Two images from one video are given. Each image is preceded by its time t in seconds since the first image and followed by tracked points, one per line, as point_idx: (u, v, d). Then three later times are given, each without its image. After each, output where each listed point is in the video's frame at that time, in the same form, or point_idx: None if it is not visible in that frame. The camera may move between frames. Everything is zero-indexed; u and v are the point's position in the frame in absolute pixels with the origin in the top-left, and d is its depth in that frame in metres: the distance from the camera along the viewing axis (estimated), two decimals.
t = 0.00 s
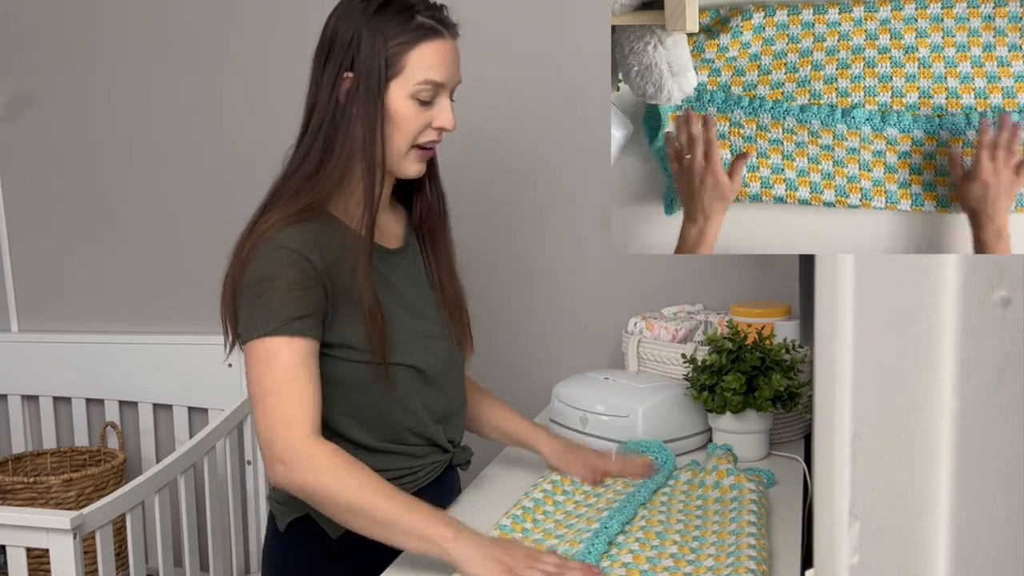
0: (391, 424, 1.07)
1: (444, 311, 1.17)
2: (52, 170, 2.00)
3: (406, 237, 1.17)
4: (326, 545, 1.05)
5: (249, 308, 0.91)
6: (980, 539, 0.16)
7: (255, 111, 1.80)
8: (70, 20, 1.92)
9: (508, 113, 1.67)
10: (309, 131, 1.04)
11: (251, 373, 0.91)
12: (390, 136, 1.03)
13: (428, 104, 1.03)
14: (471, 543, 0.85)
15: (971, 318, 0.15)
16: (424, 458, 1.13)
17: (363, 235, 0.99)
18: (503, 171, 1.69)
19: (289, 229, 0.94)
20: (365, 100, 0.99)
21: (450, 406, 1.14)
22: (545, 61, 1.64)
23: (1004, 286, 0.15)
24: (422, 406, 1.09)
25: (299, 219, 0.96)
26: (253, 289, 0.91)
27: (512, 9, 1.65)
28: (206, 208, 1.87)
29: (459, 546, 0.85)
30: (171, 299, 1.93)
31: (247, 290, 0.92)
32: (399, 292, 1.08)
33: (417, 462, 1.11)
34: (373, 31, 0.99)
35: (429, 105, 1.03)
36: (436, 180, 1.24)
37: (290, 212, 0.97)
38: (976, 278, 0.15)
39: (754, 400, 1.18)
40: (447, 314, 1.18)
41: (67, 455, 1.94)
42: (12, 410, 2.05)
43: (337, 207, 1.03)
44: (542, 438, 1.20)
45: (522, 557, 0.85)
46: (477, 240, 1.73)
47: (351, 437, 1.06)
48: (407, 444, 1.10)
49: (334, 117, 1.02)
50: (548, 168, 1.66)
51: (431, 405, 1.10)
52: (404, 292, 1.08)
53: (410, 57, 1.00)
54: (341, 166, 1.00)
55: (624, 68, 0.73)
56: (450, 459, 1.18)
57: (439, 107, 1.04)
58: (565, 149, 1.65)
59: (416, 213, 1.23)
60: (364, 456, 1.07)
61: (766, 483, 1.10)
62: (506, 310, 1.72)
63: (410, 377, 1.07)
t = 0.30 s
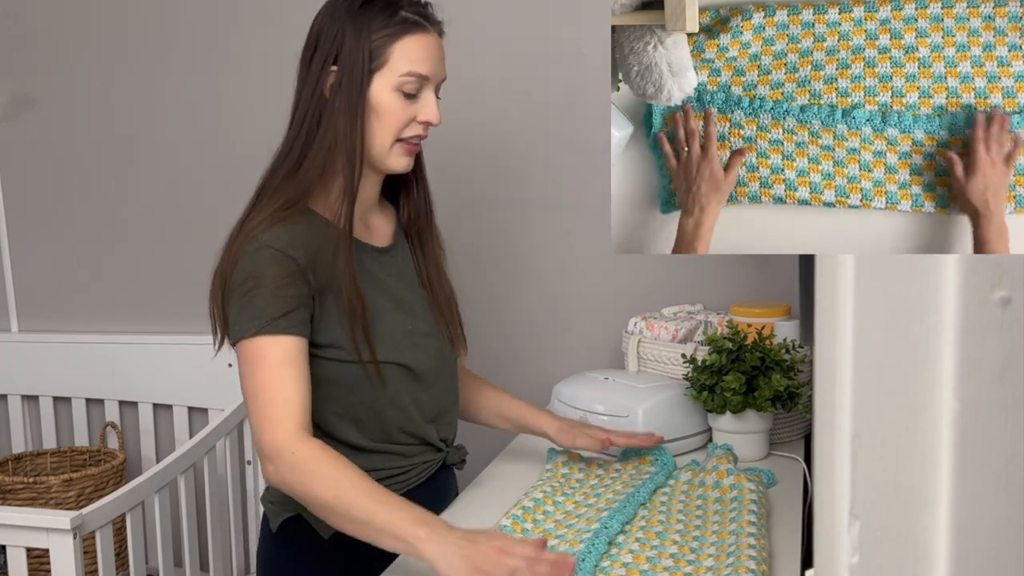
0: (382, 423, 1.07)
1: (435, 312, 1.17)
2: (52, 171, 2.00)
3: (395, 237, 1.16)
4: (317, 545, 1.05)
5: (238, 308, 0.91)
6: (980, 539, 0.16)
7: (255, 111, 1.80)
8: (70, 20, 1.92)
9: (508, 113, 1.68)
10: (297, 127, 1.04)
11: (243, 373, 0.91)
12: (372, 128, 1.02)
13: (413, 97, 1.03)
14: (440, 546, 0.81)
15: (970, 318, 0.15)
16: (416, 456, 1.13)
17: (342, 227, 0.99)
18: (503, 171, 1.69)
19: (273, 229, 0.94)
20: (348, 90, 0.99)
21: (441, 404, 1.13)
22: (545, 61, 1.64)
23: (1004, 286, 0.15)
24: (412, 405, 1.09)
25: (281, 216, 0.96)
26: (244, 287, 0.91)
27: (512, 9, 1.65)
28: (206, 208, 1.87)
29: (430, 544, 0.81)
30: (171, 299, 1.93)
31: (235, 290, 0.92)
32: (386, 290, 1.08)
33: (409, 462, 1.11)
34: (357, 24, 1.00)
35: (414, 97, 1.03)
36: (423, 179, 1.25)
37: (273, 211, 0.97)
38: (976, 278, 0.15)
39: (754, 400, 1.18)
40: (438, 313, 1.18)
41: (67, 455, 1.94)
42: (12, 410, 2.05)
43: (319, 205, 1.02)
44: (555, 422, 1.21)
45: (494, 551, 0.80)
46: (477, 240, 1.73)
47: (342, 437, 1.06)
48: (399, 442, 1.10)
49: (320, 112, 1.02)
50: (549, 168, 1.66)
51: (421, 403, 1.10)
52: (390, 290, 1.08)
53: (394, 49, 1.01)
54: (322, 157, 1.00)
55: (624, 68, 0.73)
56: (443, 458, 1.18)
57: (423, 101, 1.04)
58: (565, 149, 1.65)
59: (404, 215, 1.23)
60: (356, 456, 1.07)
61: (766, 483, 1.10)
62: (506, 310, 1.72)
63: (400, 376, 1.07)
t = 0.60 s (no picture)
0: (380, 425, 1.08)
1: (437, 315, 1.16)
2: (52, 170, 2.00)
3: (393, 240, 1.15)
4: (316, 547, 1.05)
5: (237, 306, 0.91)
6: (980, 539, 0.16)
7: (255, 111, 1.80)
8: (70, 20, 1.92)
9: (508, 113, 1.68)
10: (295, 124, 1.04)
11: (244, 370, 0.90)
12: (372, 123, 1.02)
13: (414, 95, 1.03)
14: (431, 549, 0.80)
15: (970, 318, 0.15)
16: (415, 456, 1.12)
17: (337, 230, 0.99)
18: (503, 171, 1.69)
19: (270, 228, 0.94)
20: (350, 86, 0.99)
21: (441, 404, 1.13)
22: (546, 61, 1.64)
23: (1003, 286, 0.15)
24: (411, 405, 1.09)
25: (275, 216, 0.96)
26: (241, 283, 0.91)
27: (512, 9, 1.65)
28: (207, 207, 1.87)
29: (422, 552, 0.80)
30: (171, 299, 1.93)
31: (234, 290, 0.92)
32: (384, 290, 1.07)
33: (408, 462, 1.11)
34: (359, 22, 1.00)
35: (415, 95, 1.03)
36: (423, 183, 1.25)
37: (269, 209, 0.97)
38: (976, 278, 0.15)
39: (754, 400, 1.18)
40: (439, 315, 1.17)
41: (67, 455, 1.94)
42: (12, 410, 2.05)
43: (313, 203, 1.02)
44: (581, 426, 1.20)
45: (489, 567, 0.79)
46: (477, 240, 1.73)
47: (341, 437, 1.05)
48: (399, 443, 1.10)
49: (319, 108, 1.02)
50: (549, 168, 1.66)
51: (419, 402, 1.10)
52: (387, 290, 1.08)
53: (396, 48, 1.01)
54: (318, 150, 1.00)
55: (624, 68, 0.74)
56: (444, 459, 1.18)
57: (424, 99, 1.04)
58: (565, 149, 1.65)
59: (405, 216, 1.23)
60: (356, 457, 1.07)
61: (766, 483, 1.10)
62: (507, 309, 1.72)
63: (398, 378, 1.07)
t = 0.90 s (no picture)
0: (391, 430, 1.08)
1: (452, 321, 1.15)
2: (52, 170, 2.00)
3: (417, 239, 1.15)
4: (316, 549, 1.05)
5: (262, 295, 0.89)
6: (981, 539, 0.16)
7: (255, 112, 1.80)
8: (70, 20, 1.92)
9: (508, 113, 1.67)
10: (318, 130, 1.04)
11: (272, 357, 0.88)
12: (395, 121, 1.03)
13: (433, 87, 1.04)
14: (472, 503, 0.71)
15: (970, 319, 0.15)
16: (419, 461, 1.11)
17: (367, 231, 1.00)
18: (503, 171, 1.69)
19: (296, 220, 0.94)
20: (367, 85, 0.99)
21: (449, 411, 1.14)
22: (546, 61, 1.64)
23: (1004, 286, 0.15)
24: (419, 410, 1.09)
25: (303, 214, 0.95)
26: (263, 276, 0.90)
27: (511, 9, 1.65)
28: (207, 207, 1.87)
29: (460, 504, 0.72)
30: (171, 299, 1.93)
31: (258, 280, 0.90)
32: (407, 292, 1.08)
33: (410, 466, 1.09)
34: (372, 18, 1.01)
35: (434, 86, 1.03)
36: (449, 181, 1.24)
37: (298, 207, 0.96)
38: (976, 279, 0.15)
39: (754, 400, 1.18)
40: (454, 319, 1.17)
41: (67, 455, 1.94)
42: (12, 410, 2.05)
43: (344, 207, 1.02)
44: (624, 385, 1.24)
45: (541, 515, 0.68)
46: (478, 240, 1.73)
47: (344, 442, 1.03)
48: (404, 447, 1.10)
49: (340, 110, 1.02)
50: (550, 168, 1.66)
51: (429, 409, 1.10)
52: (410, 293, 1.08)
53: (411, 39, 1.02)
54: (347, 160, 1.00)
55: (624, 68, 0.74)
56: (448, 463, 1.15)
57: (444, 90, 1.05)
58: (565, 149, 1.65)
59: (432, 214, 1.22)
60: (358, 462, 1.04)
61: (766, 483, 1.10)
62: (507, 309, 1.72)
63: (410, 383, 1.07)
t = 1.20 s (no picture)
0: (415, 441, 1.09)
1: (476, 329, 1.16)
2: (52, 170, 1.99)
3: (441, 245, 1.14)
4: (325, 551, 1.05)
5: (303, 305, 0.90)
6: (981, 539, 0.17)
7: (255, 112, 1.80)
8: (70, 20, 1.92)
9: (508, 113, 1.67)
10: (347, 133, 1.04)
11: (319, 363, 0.90)
12: (420, 129, 1.03)
13: (457, 94, 1.03)
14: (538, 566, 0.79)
15: (970, 319, 0.17)
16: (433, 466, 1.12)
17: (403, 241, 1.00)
18: (503, 171, 1.69)
19: (335, 225, 0.94)
20: (393, 94, 0.99)
21: (467, 421, 1.14)
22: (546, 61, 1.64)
23: (1003, 286, 0.16)
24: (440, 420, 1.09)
25: (340, 219, 0.95)
26: (300, 285, 0.90)
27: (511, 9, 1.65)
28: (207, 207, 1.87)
29: (527, 567, 0.79)
30: (171, 299, 1.93)
31: (296, 289, 0.91)
32: (439, 303, 1.08)
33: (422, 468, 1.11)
34: (398, 24, 1.00)
35: (458, 94, 1.03)
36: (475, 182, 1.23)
37: (330, 213, 0.95)
38: (976, 278, 0.16)
39: (753, 400, 1.18)
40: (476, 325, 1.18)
41: (67, 455, 1.94)
42: (12, 410, 2.04)
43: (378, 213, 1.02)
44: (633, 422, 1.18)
45: None
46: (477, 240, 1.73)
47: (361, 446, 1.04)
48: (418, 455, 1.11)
49: (366, 116, 1.01)
50: (550, 168, 1.66)
51: (452, 420, 1.11)
52: (442, 303, 1.09)
53: (432, 45, 1.01)
54: (381, 165, 0.99)
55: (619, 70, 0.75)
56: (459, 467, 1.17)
57: (469, 96, 1.04)
58: (565, 148, 1.65)
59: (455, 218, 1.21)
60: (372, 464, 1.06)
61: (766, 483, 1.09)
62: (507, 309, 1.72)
63: (435, 392, 1.08)
